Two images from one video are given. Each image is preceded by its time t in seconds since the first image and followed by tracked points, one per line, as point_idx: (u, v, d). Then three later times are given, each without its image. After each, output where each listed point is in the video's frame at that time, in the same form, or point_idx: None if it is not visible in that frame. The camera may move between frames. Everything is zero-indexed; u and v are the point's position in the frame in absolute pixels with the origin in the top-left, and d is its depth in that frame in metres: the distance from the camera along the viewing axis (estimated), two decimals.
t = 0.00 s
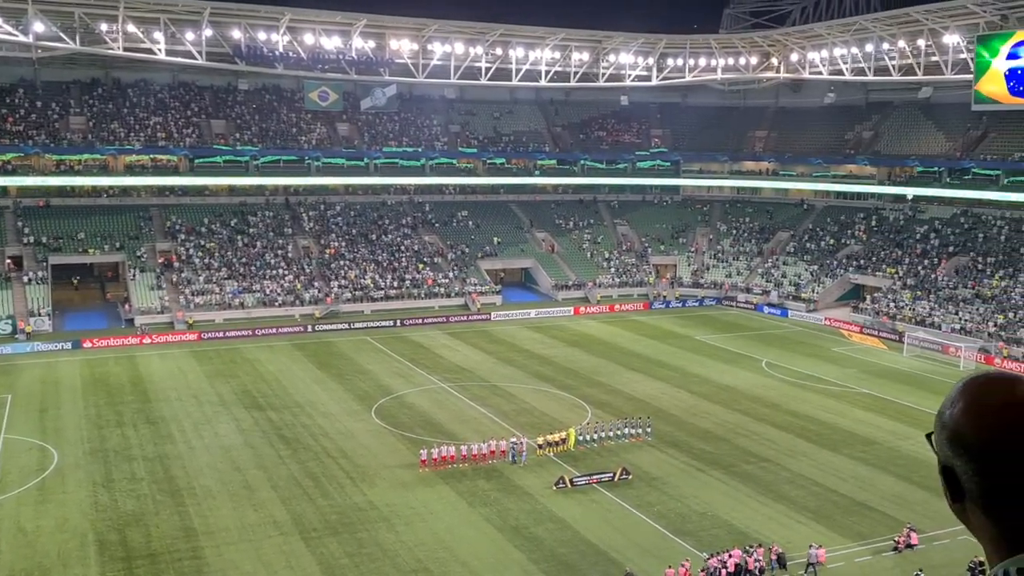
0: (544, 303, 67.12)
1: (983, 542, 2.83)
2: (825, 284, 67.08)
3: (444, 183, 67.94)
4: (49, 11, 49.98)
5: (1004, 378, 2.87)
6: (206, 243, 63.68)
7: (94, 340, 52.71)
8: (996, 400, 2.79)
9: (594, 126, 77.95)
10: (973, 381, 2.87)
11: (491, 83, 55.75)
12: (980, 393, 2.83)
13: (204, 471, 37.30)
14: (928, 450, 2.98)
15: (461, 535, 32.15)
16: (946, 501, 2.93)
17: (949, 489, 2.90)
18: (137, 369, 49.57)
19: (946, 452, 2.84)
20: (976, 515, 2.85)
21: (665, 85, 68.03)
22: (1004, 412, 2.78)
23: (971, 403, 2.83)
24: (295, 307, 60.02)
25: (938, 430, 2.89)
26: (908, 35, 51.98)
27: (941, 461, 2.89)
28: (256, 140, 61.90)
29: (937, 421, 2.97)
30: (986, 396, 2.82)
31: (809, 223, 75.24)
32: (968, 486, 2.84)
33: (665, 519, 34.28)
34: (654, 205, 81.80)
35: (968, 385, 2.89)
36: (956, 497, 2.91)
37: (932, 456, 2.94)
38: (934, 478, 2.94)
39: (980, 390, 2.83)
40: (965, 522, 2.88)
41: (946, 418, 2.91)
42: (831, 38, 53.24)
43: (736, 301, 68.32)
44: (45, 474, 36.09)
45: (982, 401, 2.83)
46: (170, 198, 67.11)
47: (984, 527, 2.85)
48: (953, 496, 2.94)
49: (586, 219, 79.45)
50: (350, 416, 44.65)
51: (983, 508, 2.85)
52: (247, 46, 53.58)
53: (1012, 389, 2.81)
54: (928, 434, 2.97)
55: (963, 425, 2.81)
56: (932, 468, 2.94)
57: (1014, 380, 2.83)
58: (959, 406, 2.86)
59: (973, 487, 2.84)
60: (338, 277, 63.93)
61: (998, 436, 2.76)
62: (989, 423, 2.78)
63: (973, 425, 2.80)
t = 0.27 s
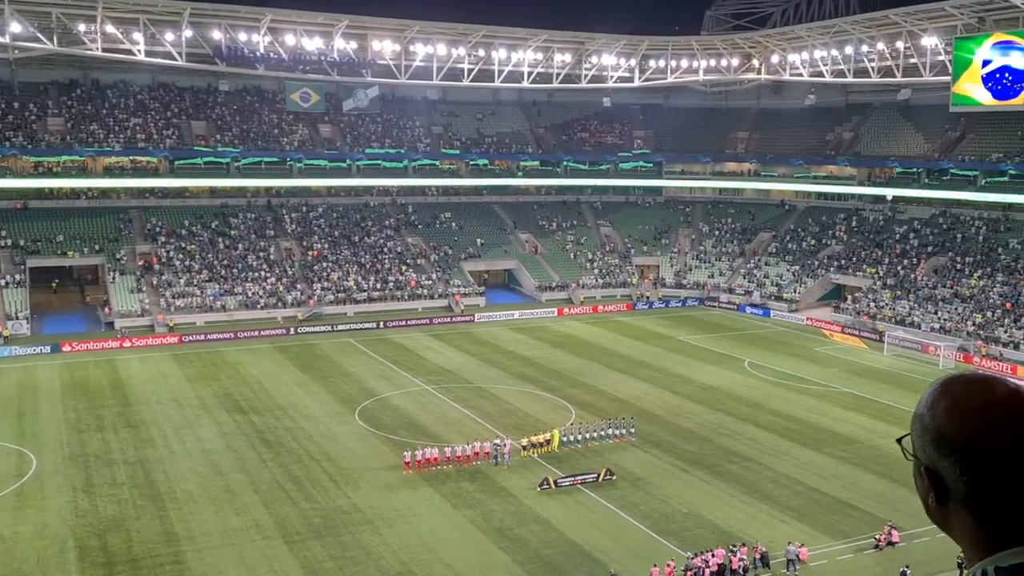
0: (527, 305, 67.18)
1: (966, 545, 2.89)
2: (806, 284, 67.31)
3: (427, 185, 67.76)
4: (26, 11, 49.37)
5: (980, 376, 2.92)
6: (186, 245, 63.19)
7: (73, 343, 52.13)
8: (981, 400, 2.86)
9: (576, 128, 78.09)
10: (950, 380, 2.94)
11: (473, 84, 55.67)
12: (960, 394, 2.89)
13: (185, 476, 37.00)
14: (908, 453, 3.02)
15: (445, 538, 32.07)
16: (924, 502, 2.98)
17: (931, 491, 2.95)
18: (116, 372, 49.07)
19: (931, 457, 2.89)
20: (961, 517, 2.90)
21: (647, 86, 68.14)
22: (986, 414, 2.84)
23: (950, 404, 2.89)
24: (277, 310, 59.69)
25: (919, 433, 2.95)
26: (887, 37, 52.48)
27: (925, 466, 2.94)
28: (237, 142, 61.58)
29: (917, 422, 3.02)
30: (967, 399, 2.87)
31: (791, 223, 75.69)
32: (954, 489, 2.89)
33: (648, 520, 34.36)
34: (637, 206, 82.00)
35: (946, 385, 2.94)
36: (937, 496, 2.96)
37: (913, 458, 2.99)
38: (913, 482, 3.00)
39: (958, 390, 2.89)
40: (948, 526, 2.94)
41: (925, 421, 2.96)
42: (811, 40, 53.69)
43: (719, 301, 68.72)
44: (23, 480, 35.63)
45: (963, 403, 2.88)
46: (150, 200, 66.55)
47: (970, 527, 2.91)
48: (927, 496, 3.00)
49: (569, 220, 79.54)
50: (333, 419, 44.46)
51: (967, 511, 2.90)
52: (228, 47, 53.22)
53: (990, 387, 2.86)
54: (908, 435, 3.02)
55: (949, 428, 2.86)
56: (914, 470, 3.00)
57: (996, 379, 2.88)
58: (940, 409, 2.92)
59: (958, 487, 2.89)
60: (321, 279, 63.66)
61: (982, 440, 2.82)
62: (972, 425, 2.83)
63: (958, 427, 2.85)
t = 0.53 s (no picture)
0: (510, 306, 67.23)
1: (949, 538, 3.17)
2: (789, 284, 67.83)
3: (410, 186, 67.71)
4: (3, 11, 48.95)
5: (950, 379, 3.20)
6: (167, 247, 62.89)
7: (53, 347, 51.73)
8: (958, 403, 3.13)
9: (559, 129, 78.14)
10: (924, 386, 3.22)
11: (455, 85, 55.68)
12: (941, 400, 3.14)
13: (167, 479, 36.79)
14: (889, 455, 3.27)
15: (429, 539, 32.01)
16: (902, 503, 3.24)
17: (916, 491, 3.22)
18: (97, 376, 48.75)
19: (914, 461, 3.16)
20: (944, 512, 3.18)
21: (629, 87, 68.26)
22: (964, 417, 3.12)
23: (926, 409, 3.17)
24: (260, 312, 59.53)
25: (897, 436, 3.23)
26: (869, 38, 52.77)
27: (909, 469, 3.20)
28: (219, 143, 61.37)
29: (898, 426, 3.27)
30: (948, 405, 3.14)
31: (773, 224, 75.97)
32: (935, 487, 3.16)
33: (632, 520, 34.38)
34: (620, 206, 82.13)
35: (925, 393, 3.20)
36: (922, 494, 3.21)
37: (895, 462, 3.24)
38: (893, 480, 3.28)
39: (935, 396, 3.16)
40: (934, 524, 3.20)
41: (902, 425, 3.24)
42: (792, 41, 53.90)
43: (702, 301, 68.87)
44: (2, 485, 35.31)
45: (943, 407, 3.15)
46: (130, 202, 66.17)
47: (954, 522, 3.18)
48: (910, 496, 3.25)
49: (552, 221, 79.55)
50: (316, 420, 44.32)
51: (951, 507, 3.19)
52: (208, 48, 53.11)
53: (961, 392, 3.14)
54: (887, 439, 3.30)
55: (935, 436, 3.12)
56: (891, 471, 3.27)
57: (964, 383, 3.16)
58: (916, 413, 3.19)
59: (938, 486, 3.15)
60: (303, 280, 63.53)
61: (965, 442, 3.10)
62: (957, 430, 3.11)
63: (942, 431, 3.12)
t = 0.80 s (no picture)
0: (493, 306, 67.31)
1: (931, 540, 3.23)
2: (771, 284, 68.08)
3: (393, 186, 67.72)
4: None
5: (922, 381, 3.26)
6: (149, 249, 62.73)
7: (35, 349, 51.39)
8: (935, 405, 3.19)
9: (542, 129, 78.25)
10: (896, 389, 3.28)
11: (437, 85, 55.77)
12: (920, 403, 3.20)
13: (149, 481, 36.59)
14: (867, 456, 3.31)
15: (413, 540, 31.91)
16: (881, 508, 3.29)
17: (898, 494, 3.28)
18: (79, 378, 48.45)
19: (897, 464, 3.22)
20: (927, 514, 3.24)
21: (612, 88, 68.41)
22: (943, 419, 3.17)
23: (904, 414, 3.22)
24: (242, 313, 59.42)
25: (873, 440, 3.29)
26: (850, 39, 53.09)
27: (890, 473, 3.26)
28: (200, 144, 61.26)
29: (876, 428, 3.32)
30: (929, 407, 3.19)
31: (755, 223, 76.23)
32: (919, 490, 3.22)
33: (616, 520, 34.35)
34: (603, 207, 82.28)
35: (905, 395, 3.25)
36: (904, 496, 3.27)
37: (874, 465, 3.29)
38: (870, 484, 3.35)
39: (910, 399, 3.23)
40: (919, 525, 3.26)
41: (876, 428, 3.31)
42: (774, 42, 54.18)
43: (685, 301, 69.03)
44: None
45: (922, 411, 3.20)
46: (111, 203, 65.92)
47: (936, 523, 3.24)
48: (892, 498, 3.31)
49: (535, 222, 79.61)
50: (298, 422, 44.17)
51: (937, 507, 3.23)
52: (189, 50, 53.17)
53: (935, 393, 3.20)
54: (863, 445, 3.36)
55: (919, 438, 3.17)
56: (870, 474, 3.33)
57: (938, 385, 3.21)
58: (891, 418, 3.26)
59: (921, 486, 3.21)
60: (286, 282, 63.47)
61: (949, 444, 3.15)
62: (942, 432, 3.15)
63: (923, 434, 3.17)
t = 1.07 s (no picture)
0: (475, 307, 67.36)
1: (914, 538, 3.35)
2: (753, 283, 68.36)
3: (374, 187, 67.68)
4: None
5: (901, 381, 3.39)
6: (128, 249, 62.41)
7: (13, 350, 50.96)
8: (914, 403, 3.32)
9: (523, 129, 78.32)
10: (875, 388, 3.42)
11: (418, 85, 55.81)
12: (900, 405, 3.33)
13: (129, 483, 36.36)
14: (849, 458, 3.44)
15: (395, 541, 31.81)
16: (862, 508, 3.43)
17: (879, 491, 3.39)
18: (58, 379, 48.07)
19: (879, 463, 3.34)
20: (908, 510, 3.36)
21: (593, 88, 68.56)
22: (921, 416, 3.29)
23: (883, 414, 3.34)
24: (223, 314, 59.21)
25: (854, 439, 3.42)
26: (829, 39, 53.44)
27: (871, 472, 3.38)
28: (180, 144, 61.02)
29: (857, 430, 3.46)
30: (907, 406, 3.32)
31: (736, 223, 76.53)
32: (900, 488, 3.34)
33: (598, 519, 34.36)
34: (584, 207, 82.42)
35: (886, 396, 3.38)
36: (886, 496, 3.40)
37: (855, 465, 3.42)
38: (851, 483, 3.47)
39: (889, 399, 3.36)
40: (900, 523, 3.38)
41: (857, 428, 3.43)
42: (754, 42, 54.51)
43: (666, 301, 69.23)
44: None
45: (902, 412, 3.33)
46: (90, 204, 65.51)
47: (918, 520, 3.36)
48: (874, 498, 3.43)
49: (517, 222, 79.65)
50: (280, 423, 44.00)
51: (919, 506, 3.35)
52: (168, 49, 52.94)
53: (913, 392, 3.32)
54: (845, 446, 3.48)
55: (899, 437, 3.30)
56: (852, 474, 3.46)
57: (915, 386, 3.34)
58: (873, 417, 3.39)
59: (903, 484, 3.34)
60: (267, 282, 63.28)
61: (927, 443, 3.27)
62: (922, 431, 3.28)
63: (903, 434, 3.30)
